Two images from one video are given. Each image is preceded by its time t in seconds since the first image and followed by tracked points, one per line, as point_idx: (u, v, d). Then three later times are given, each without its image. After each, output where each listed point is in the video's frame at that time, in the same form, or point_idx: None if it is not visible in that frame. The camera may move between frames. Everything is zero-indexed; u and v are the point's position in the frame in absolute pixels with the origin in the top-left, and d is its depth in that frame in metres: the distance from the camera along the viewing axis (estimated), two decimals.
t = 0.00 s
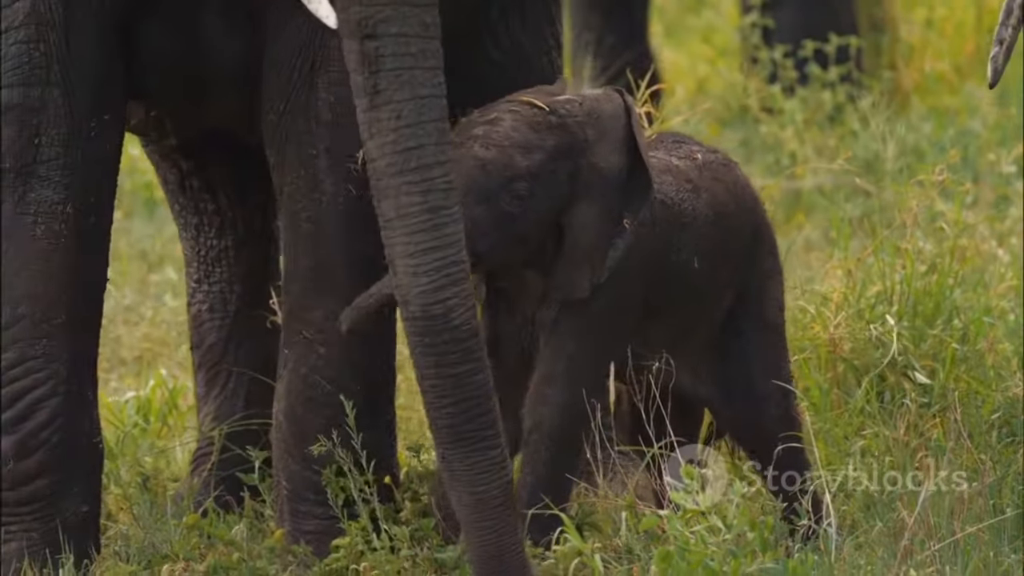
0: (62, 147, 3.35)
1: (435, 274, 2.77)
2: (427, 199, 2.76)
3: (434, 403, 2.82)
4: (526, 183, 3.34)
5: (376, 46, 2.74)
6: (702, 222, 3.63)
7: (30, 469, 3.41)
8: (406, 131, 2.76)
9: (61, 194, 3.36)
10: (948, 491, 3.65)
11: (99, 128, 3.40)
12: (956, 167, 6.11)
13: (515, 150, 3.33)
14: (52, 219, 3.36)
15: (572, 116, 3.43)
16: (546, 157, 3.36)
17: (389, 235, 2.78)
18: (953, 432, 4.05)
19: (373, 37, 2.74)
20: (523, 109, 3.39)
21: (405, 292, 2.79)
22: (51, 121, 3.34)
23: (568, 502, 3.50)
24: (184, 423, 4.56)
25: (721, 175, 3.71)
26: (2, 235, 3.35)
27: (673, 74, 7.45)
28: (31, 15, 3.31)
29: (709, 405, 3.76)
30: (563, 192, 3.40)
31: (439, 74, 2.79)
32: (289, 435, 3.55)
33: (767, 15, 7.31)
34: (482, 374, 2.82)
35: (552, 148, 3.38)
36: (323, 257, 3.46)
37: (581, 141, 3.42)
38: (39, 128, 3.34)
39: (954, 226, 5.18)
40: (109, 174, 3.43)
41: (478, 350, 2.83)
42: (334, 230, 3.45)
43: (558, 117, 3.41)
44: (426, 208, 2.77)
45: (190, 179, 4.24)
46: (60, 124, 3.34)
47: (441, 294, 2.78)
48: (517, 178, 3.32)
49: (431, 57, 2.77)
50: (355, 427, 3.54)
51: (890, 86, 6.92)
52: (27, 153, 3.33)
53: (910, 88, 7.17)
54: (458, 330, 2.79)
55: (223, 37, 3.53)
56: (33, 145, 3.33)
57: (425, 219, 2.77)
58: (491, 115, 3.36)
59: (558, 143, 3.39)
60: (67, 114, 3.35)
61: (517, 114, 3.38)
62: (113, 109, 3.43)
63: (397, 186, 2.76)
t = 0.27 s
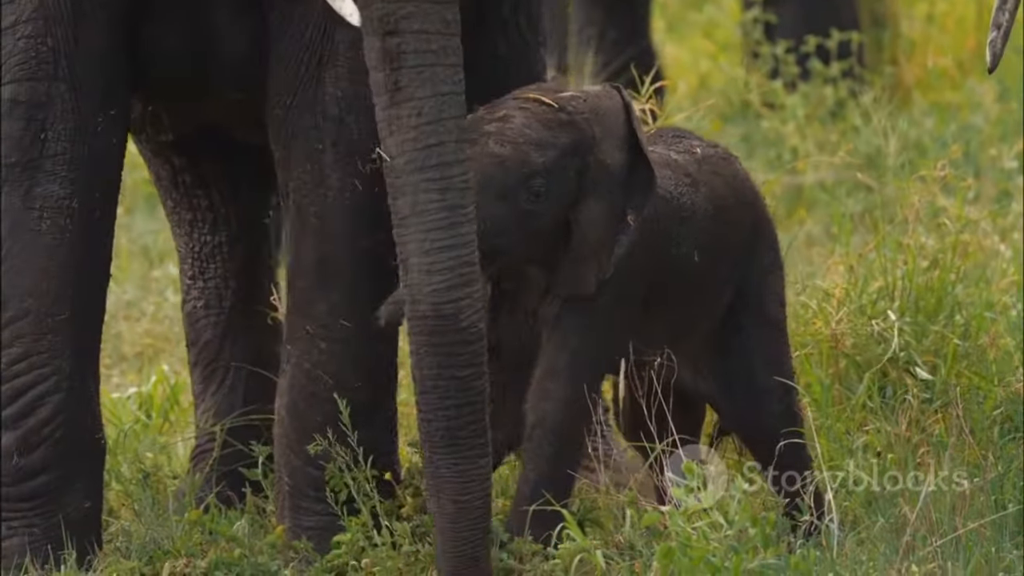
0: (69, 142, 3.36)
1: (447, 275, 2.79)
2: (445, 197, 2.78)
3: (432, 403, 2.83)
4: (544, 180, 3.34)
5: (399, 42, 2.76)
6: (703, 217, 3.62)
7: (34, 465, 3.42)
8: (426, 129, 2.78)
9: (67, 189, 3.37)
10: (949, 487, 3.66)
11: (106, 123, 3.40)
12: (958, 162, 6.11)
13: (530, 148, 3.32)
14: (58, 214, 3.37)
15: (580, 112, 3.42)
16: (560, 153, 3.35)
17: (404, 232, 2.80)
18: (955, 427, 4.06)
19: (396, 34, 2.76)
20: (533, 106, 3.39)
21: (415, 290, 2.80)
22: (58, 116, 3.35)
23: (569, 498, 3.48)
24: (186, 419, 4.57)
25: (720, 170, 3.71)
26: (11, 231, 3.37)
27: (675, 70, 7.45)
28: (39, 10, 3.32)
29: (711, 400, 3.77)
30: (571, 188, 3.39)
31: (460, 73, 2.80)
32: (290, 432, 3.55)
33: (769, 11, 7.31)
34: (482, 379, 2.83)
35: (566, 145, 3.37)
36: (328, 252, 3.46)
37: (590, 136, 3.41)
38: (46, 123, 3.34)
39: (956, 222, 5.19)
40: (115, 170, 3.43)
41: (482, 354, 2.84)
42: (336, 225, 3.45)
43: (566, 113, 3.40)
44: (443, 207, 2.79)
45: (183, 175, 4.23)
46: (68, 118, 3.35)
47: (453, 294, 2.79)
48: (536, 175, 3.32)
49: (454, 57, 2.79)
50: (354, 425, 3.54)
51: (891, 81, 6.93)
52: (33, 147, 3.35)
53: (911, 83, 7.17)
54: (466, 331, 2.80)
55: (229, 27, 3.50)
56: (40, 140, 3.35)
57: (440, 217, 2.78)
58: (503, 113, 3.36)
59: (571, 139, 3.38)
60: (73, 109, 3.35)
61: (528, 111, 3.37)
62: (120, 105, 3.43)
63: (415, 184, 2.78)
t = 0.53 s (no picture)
0: (72, 140, 3.36)
1: (419, 274, 2.78)
2: (427, 197, 2.79)
3: (396, 401, 2.81)
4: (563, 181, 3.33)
5: (393, 39, 2.78)
6: (702, 214, 3.62)
7: (36, 462, 3.43)
8: (411, 128, 2.79)
9: (71, 186, 3.37)
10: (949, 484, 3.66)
11: (111, 120, 3.39)
12: (958, 160, 6.11)
13: (548, 148, 3.32)
14: (60, 212, 3.37)
15: (590, 114, 3.43)
16: (577, 155, 3.36)
17: (383, 229, 2.81)
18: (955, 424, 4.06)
19: (391, 31, 2.78)
20: (544, 106, 3.38)
21: (389, 287, 2.80)
22: (62, 113, 3.35)
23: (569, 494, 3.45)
24: (186, 416, 4.57)
25: (718, 167, 3.71)
26: (13, 228, 3.39)
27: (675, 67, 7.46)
28: (42, 8, 3.32)
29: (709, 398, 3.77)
30: (586, 187, 3.38)
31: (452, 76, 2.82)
32: (292, 428, 3.54)
33: (769, 8, 7.31)
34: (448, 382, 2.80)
35: (581, 146, 3.37)
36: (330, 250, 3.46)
37: (603, 137, 3.43)
38: (50, 120, 3.35)
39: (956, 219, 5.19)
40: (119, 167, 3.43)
41: (451, 359, 2.81)
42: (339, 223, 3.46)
43: (579, 114, 3.41)
44: (423, 207, 2.79)
45: (179, 173, 4.22)
46: (71, 115, 3.35)
47: (424, 293, 2.78)
48: (556, 176, 3.32)
49: (446, 59, 2.81)
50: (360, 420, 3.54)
51: (892, 79, 6.93)
52: (36, 145, 3.36)
53: (912, 80, 7.16)
54: (435, 332, 2.78)
55: (232, 24, 3.50)
56: (42, 137, 3.36)
57: (418, 216, 2.78)
58: (517, 114, 3.34)
59: (586, 140, 3.38)
60: (77, 106, 3.35)
61: (542, 112, 3.36)
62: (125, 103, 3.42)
63: (397, 181, 2.79)
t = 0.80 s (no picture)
0: (71, 138, 3.36)
1: (391, 272, 2.90)
2: (401, 197, 2.91)
3: (363, 398, 2.90)
4: (570, 182, 3.32)
5: (372, 41, 2.92)
6: (697, 213, 3.61)
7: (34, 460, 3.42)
8: (387, 128, 2.92)
9: (70, 185, 3.37)
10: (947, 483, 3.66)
11: (110, 120, 3.39)
12: (956, 159, 6.12)
13: (554, 149, 3.31)
14: (59, 211, 3.37)
15: (592, 115, 3.41)
16: (582, 155, 3.35)
17: (357, 228, 2.93)
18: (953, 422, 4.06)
19: (371, 33, 2.92)
20: (547, 108, 3.36)
21: (360, 286, 2.91)
22: (62, 111, 3.35)
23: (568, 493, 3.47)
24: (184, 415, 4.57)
25: (712, 166, 3.70)
26: (12, 227, 3.39)
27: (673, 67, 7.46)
28: (42, 7, 3.33)
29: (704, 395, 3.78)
30: (591, 187, 3.38)
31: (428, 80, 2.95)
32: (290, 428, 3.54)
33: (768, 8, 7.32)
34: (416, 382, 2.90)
35: (585, 147, 3.36)
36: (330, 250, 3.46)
37: (606, 137, 3.41)
38: (49, 118, 3.35)
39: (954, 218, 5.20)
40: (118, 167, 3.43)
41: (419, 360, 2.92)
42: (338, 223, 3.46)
43: (581, 115, 3.39)
44: (397, 206, 2.91)
45: (178, 172, 4.22)
46: (70, 114, 3.35)
47: (396, 292, 2.89)
48: (562, 176, 3.31)
49: (423, 64, 2.94)
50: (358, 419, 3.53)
51: (889, 78, 6.94)
52: (36, 143, 3.36)
53: (910, 79, 7.17)
54: (406, 332, 2.89)
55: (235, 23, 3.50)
56: (42, 136, 3.36)
57: (392, 215, 2.91)
58: (520, 116, 3.33)
59: (589, 141, 3.37)
60: (77, 105, 3.35)
61: (544, 113, 3.35)
62: (124, 102, 3.42)
63: (373, 180, 2.92)
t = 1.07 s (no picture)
0: (70, 134, 3.36)
1: (372, 267, 2.87)
2: (381, 191, 2.88)
3: (343, 396, 2.89)
4: (570, 181, 3.33)
5: (349, 33, 2.89)
6: (691, 210, 3.60)
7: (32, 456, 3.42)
8: (365, 121, 2.89)
9: (68, 180, 3.37)
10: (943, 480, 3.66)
11: (108, 115, 3.39)
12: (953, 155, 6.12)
13: (554, 148, 3.32)
14: (57, 205, 3.37)
15: (590, 112, 3.41)
16: (582, 154, 3.35)
17: (336, 222, 2.90)
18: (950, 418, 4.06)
19: (348, 24, 2.89)
20: (545, 106, 3.36)
21: (340, 281, 2.88)
22: (59, 106, 3.35)
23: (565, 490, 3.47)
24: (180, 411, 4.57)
25: (707, 164, 3.68)
26: (10, 221, 3.39)
27: (670, 62, 7.46)
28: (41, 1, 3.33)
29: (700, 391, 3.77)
30: (590, 185, 3.38)
31: (406, 73, 2.92)
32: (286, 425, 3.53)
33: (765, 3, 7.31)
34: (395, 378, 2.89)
35: (584, 145, 3.36)
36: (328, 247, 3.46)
37: (604, 134, 3.42)
38: (46, 113, 3.35)
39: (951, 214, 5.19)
40: (117, 162, 3.43)
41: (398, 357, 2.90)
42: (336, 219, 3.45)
43: (578, 113, 3.39)
44: (377, 200, 2.88)
45: (175, 167, 4.21)
46: (68, 109, 3.35)
47: (376, 289, 2.87)
48: (562, 176, 3.32)
49: (401, 56, 2.91)
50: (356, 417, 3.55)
51: (887, 74, 6.94)
52: (34, 138, 3.36)
53: (907, 75, 7.17)
54: (385, 329, 2.88)
55: (236, 18, 3.50)
56: (40, 131, 3.35)
57: (372, 209, 2.88)
58: (519, 114, 3.33)
59: (588, 140, 3.37)
60: (74, 99, 3.35)
61: (543, 112, 3.35)
62: (122, 98, 3.42)
63: (352, 173, 2.89)
